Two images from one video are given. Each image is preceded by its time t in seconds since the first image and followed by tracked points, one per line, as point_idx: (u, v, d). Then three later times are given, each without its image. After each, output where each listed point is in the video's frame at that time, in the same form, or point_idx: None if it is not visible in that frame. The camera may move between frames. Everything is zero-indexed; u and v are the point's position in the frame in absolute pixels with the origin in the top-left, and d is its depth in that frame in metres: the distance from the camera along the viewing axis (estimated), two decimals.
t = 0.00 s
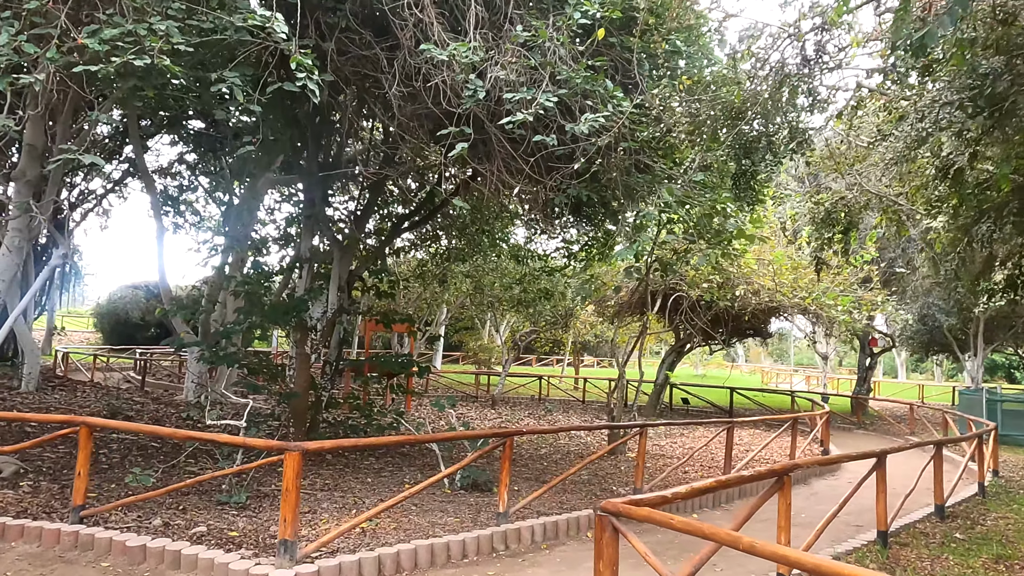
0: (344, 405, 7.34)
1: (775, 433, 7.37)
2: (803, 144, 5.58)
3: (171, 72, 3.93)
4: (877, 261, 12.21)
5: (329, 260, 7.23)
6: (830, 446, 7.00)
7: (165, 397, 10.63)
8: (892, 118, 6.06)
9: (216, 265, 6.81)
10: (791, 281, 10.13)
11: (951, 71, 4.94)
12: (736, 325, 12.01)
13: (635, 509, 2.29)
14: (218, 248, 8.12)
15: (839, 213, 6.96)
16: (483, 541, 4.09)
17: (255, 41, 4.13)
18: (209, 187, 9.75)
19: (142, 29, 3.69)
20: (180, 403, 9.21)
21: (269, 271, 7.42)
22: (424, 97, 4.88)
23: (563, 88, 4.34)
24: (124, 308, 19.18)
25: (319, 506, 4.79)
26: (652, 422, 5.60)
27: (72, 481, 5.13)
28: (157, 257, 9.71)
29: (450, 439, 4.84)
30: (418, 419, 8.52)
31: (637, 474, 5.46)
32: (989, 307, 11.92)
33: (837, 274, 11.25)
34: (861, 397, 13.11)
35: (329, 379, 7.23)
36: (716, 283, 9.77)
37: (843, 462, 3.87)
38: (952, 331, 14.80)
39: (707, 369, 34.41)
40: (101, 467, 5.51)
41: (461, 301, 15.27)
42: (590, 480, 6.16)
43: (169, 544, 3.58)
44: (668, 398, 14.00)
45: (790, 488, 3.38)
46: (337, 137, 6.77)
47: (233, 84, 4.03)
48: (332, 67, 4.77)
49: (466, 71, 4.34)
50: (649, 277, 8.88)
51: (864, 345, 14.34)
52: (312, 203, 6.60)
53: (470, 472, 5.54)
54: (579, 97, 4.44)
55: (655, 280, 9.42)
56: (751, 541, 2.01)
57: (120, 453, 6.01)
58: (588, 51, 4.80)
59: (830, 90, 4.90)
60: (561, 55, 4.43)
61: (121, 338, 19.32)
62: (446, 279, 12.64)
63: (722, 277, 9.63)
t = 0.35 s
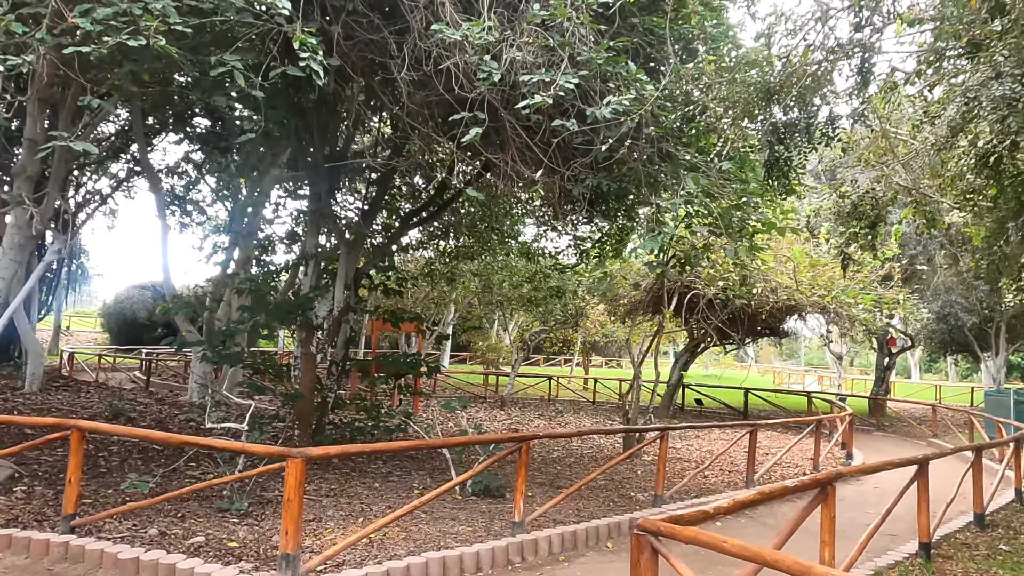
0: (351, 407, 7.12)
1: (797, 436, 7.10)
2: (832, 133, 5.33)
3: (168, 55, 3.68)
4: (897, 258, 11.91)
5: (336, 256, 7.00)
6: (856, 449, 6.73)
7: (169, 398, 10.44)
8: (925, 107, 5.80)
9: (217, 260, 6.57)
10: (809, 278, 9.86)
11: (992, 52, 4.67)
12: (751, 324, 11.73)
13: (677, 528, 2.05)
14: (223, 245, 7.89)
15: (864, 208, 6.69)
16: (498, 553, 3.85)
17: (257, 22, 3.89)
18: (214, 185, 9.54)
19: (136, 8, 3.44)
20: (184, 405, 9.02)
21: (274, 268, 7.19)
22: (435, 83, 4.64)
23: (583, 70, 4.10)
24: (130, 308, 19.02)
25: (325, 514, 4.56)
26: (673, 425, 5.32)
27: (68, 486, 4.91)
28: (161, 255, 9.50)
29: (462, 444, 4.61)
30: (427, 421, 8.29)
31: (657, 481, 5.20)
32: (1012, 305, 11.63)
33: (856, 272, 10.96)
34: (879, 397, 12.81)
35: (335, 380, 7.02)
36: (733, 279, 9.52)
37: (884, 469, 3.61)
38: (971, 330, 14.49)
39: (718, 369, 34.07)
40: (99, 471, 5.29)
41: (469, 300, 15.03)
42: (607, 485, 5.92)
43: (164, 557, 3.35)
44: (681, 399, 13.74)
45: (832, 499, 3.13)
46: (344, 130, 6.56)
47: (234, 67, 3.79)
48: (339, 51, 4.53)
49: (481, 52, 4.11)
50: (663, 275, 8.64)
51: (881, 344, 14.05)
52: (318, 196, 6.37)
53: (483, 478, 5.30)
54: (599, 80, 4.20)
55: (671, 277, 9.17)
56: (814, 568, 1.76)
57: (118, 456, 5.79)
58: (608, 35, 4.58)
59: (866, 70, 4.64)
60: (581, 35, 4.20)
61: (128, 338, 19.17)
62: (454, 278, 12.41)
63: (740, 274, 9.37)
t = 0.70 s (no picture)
0: (351, 409, 6.88)
1: (814, 439, 6.84)
2: (854, 119, 5.10)
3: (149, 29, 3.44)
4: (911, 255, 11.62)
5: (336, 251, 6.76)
6: (875, 452, 6.47)
7: (167, 400, 10.21)
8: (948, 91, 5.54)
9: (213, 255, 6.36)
10: (823, 276, 9.61)
11: None
12: (762, 323, 11.46)
13: (710, 548, 1.79)
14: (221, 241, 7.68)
15: (885, 201, 6.44)
16: (503, 566, 3.60)
17: None
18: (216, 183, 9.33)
19: None
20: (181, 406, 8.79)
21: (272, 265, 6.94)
22: (436, 63, 4.45)
23: (595, 47, 3.89)
24: (132, 309, 18.84)
25: (321, 523, 4.31)
26: (687, 429, 5.05)
27: (52, 491, 4.68)
28: (159, 255, 9.27)
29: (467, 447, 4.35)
30: (430, 423, 8.05)
31: (670, 486, 4.93)
32: None
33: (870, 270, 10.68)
34: (893, 399, 12.53)
35: (334, 381, 6.78)
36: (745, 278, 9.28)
37: (920, 474, 3.34)
38: (986, 330, 14.19)
39: (724, 370, 33.74)
40: (85, 476, 5.06)
41: (474, 299, 14.80)
42: (618, 490, 5.66)
43: (144, 570, 3.12)
44: (689, 400, 13.49)
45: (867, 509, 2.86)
46: (343, 119, 6.34)
47: (220, 43, 3.55)
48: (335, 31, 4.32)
49: (485, 29, 3.96)
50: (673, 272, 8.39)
51: (895, 344, 13.77)
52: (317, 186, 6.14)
53: (487, 483, 5.05)
54: (611, 56, 3.99)
55: (681, 274, 8.93)
56: None
57: (108, 459, 5.56)
58: (619, 13, 4.38)
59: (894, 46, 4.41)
60: (591, 9, 4.05)
61: (130, 339, 18.99)
62: (459, 277, 12.18)
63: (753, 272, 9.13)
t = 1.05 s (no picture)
0: (347, 413, 6.66)
1: (828, 443, 6.60)
2: (871, 108, 4.88)
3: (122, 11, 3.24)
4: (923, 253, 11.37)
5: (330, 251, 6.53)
6: (891, 457, 6.23)
7: (161, 404, 10.01)
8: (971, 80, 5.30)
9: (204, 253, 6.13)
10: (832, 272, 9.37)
11: None
12: (770, 322, 11.21)
13: None
14: (212, 241, 7.45)
15: (900, 195, 6.20)
16: None
17: None
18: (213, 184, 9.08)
19: None
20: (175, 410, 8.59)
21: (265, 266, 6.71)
22: (432, 49, 4.24)
23: (600, 29, 3.69)
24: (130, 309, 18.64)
25: (311, 538, 4.08)
26: (699, 435, 4.79)
27: (29, 502, 4.46)
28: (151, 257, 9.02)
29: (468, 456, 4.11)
30: (429, 427, 7.82)
31: (681, 496, 4.68)
32: None
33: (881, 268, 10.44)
34: (903, 399, 12.27)
35: (330, 384, 6.54)
36: (753, 273, 9.02)
37: (956, 487, 3.08)
38: (997, 328, 13.93)
39: (728, 369, 33.48)
40: (67, 486, 4.85)
41: (475, 298, 14.58)
42: (625, 497, 5.43)
43: None
44: (695, 401, 13.26)
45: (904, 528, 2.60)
46: (338, 112, 6.12)
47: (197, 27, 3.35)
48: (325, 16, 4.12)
49: (485, 10, 3.79)
50: (680, 270, 8.14)
51: (904, 343, 13.51)
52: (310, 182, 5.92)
53: (488, 492, 4.82)
54: (618, 40, 3.78)
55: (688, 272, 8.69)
56: None
57: (93, 467, 5.35)
58: None
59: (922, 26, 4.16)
60: None
61: (128, 339, 18.81)
62: (459, 276, 11.96)
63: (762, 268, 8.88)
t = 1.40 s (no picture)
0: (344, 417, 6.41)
1: (842, 447, 6.37)
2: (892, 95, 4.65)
3: None
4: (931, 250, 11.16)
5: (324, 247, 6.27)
6: (909, 460, 6.00)
7: (152, 408, 9.76)
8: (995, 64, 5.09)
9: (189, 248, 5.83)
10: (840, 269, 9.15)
11: None
12: (775, 321, 10.99)
13: None
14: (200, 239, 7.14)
15: (918, 188, 5.97)
16: None
17: None
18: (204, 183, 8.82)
19: None
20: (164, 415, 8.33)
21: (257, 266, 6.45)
22: (433, 28, 4.02)
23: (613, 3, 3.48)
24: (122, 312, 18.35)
25: (304, 553, 3.83)
26: (715, 439, 4.52)
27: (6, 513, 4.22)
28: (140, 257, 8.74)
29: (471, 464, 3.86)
30: (428, 432, 7.57)
31: (696, 504, 4.43)
32: None
33: (889, 265, 10.22)
34: (910, 399, 12.04)
35: (325, 387, 6.25)
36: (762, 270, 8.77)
37: (1005, 496, 2.82)
38: (1004, 327, 13.72)
39: (728, 370, 33.24)
40: (46, 497, 4.59)
41: (473, 299, 14.34)
42: (634, 505, 5.19)
43: None
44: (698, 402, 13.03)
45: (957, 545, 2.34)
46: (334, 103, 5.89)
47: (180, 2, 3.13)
48: None
49: None
50: (687, 269, 7.90)
51: (911, 343, 13.29)
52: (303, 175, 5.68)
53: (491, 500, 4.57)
54: (632, 16, 3.57)
55: (694, 270, 8.46)
56: None
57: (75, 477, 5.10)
58: None
59: None
60: None
61: (120, 343, 18.53)
62: (458, 276, 11.73)
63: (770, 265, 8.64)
